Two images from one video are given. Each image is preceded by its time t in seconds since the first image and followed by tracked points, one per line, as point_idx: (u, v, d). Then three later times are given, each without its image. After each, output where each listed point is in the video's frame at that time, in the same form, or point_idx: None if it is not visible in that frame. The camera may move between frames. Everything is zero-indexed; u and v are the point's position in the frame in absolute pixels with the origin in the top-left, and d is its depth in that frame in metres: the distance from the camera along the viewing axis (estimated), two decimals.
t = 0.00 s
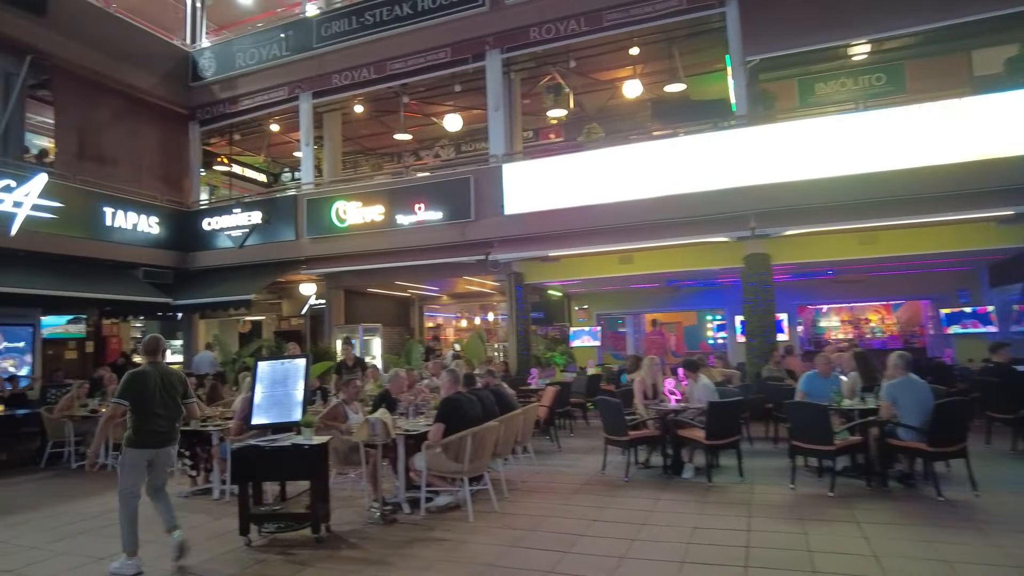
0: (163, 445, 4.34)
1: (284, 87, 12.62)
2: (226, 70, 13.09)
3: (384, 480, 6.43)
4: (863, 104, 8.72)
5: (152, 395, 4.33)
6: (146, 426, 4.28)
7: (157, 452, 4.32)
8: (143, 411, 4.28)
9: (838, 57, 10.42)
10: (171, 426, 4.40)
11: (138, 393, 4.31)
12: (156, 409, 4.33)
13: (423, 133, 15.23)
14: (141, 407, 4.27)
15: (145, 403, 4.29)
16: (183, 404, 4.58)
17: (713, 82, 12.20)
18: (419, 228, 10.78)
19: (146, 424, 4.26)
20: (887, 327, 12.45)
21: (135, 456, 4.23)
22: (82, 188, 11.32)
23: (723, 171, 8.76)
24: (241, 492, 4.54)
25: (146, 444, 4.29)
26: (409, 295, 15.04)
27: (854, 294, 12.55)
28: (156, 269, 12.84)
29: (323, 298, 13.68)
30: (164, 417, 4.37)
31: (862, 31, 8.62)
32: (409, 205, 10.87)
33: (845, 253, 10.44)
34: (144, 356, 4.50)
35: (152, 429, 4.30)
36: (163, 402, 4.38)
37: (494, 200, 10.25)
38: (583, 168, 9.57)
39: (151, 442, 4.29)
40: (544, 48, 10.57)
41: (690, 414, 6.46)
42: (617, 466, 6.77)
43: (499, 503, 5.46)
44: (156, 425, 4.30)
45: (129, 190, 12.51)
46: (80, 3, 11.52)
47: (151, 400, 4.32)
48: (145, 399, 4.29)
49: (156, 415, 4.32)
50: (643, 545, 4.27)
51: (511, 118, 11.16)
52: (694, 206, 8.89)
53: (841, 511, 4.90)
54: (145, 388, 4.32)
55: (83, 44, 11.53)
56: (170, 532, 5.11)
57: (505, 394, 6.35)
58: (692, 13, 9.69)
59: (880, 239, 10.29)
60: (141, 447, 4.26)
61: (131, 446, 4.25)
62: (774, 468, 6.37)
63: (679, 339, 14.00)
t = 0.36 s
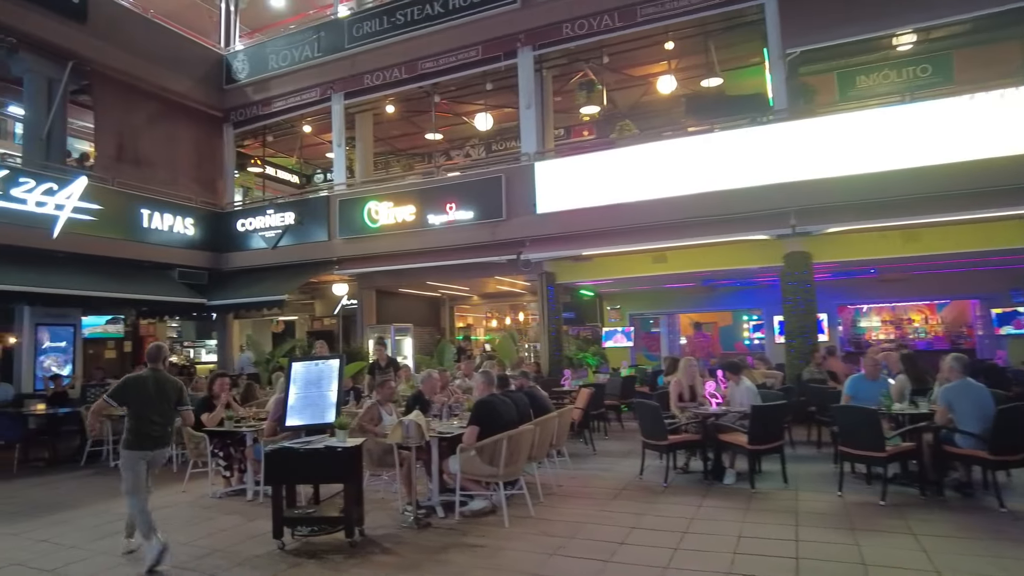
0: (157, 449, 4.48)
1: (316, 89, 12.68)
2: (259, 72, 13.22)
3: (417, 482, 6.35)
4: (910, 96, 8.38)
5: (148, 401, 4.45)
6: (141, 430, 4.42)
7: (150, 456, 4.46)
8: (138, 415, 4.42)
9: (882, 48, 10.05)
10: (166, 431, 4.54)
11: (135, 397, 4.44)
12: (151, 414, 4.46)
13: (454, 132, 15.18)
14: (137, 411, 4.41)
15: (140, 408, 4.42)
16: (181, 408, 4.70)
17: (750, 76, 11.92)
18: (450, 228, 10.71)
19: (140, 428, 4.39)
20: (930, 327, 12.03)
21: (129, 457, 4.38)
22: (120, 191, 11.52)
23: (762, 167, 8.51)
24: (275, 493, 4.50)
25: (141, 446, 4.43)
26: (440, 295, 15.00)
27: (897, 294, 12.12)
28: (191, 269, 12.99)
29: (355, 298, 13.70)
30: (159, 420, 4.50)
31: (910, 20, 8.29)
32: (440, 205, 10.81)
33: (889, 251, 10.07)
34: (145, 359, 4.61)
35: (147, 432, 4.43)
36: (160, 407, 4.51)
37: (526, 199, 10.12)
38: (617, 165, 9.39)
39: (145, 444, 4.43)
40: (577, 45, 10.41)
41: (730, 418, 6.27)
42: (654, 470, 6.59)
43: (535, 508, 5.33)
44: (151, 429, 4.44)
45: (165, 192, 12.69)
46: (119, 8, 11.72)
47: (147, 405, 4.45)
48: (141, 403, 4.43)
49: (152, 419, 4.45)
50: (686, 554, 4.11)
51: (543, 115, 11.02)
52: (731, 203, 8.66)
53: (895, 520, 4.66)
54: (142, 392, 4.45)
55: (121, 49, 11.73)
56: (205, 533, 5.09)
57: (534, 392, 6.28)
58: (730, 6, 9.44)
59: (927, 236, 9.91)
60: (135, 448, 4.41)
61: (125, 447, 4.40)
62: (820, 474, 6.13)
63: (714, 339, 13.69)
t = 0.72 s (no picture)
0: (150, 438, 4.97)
1: (333, 89, 12.64)
2: (277, 73, 13.21)
3: (436, 486, 6.22)
4: (942, 86, 8.10)
5: (140, 393, 5.00)
6: (136, 422, 4.94)
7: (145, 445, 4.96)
8: (133, 407, 4.95)
9: (910, 38, 9.77)
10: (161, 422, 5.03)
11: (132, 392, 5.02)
12: (146, 405, 4.98)
13: (471, 132, 15.06)
14: (132, 404, 4.95)
15: (135, 400, 4.98)
16: (176, 403, 5.21)
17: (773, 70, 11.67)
18: (468, 227, 10.59)
19: (135, 419, 4.92)
20: (962, 327, 11.78)
21: (124, 447, 4.89)
22: (140, 193, 11.57)
23: (787, 162, 8.28)
24: (291, 497, 4.40)
25: (137, 437, 4.94)
26: (459, 295, 14.89)
27: (928, 292, 11.77)
28: (211, 270, 13.00)
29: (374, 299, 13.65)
30: (153, 412, 5.01)
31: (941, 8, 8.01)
32: (458, 204, 10.69)
33: (920, 247, 9.78)
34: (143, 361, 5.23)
35: (142, 422, 4.95)
36: (154, 399, 5.04)
37: (545, 197, 9.97)
38: (637, 162, 9.20)
39: (139, 435, 4.93)
40: (595, 40, 10.23)
41: (758, 421, 6.07)
42: (679, 474, 6.40)
43: (557, 514, 5.17)
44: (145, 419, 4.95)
45: (184, 194, 12.75)
46: (138, 11, 11.77)
47: (142, 397, 5.00)
48: (136, 396, 4.98)
49: (146, 411, 4.98)
50: (716, 562, 3.93)
51: (561, 112, 10.86)
52: (756, 199, 8.45)
53: (936, 528, 4.43)
54: (137, 386, 5.00)
55: (140, 52, 11.79)
56: (221, 537, 5.00)
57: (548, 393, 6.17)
58: None
59: (959, 231, 9.60)
60: (131, 439, 4.92)
61: (122, 438, 4.92)
62: (852, 478, 5.91)
63: (737, 340, 13.65)
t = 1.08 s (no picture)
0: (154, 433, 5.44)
1: (349, 88, 12.59)
2: (293, 73, 13.19)
3: (452, 489, 6.09)
4: (976, 74, 7.79)
5: (143, 391, 5.45)
6: (139, 419, 5.41)
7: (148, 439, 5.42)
8: (137, 405, 5.41)
9: (939, 26, 9.46)
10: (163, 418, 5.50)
11: (136, 391, 5.49)
12: (149, 402, 5.44)
13: (488, 130, 14.92)
14: (136, 402, 5.42)
15: (140, 398, 5.44)
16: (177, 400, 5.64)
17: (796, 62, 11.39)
18: (485, 226, 10.46)
19: (139, 416, 5.38)
20: (994, 324, 11.36)
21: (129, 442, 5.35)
22: (158, 194, 11.59)
23: (812, 155, 8.03)
24: (303, 503, 4.29)
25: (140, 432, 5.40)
26: (476, 295, 14.77)
27: (958, 288, 11.41)
28: (228, 271, 12.97)
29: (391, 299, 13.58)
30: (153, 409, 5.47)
31: None
32: (475, 203, 10.56)
33: (951, 242, 9.47)
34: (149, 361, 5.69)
35: (145, 419, 5.42)
36: (155, 396, 5.49)
37: (562, 194, 9.81)
38: (656, 157, 9.01)
39: (143, 431, 5.39)
40: (613, 34, 10.03)
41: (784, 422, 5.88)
42: (703, 478, 6.21)
43: (577, 519, 5.02)
44: (149, 415, 5.42)
45: (202, 196, 12.80)
46: (155, 13, 11.80)
47: (146, 395, 5.46)
48: (139, 394, 5.44)
49: (148, 408, 5.44)
50: (743, 573, 3.75)
51: (579, 108, 10.69)
52: (780, 193, 8.22)
53: (977, 537, 4.21)
54: (140, 385, 5.46)
55: (157, 54, 11.82)
56: (234, 542, 4.90)
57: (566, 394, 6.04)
58: None
59: (994, 226, 9.27)
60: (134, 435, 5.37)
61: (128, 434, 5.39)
62: (885, 483, 5.67)
63: (759, 339, 13.34)
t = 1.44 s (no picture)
0: (187, 426, 5.84)
1: (371, 85, 12.60)
2: (315, 71, 13.24)
3: (476, 486, 6.05)
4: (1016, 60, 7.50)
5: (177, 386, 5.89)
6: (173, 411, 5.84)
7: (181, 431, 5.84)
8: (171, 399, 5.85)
9: (977, 11, 9.14)
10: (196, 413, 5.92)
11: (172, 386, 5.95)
12: (182, 397, 5.87)
13: (511, 124, 14.84)
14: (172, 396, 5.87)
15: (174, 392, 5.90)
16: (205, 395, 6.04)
17: (825, 51, 11.13)
18: (507, 221, 10.40)
19: (173, 410, 5.82)
20: None
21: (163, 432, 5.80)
22: (184, 192, 11.72)
23: (843, 146, 7.82)
24: (325, 499, 4.27)
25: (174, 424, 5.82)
26: (499, 291, 14.73)
27: (996, 282, 11.04)
28: (254, 268, 13.10)
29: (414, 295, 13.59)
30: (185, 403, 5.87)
31: None
32: (497, 198, 10.49)
33: (988, 234, 9.18)
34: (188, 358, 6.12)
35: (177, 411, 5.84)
36: (187, 392, 5.91)
37: (586, 188, 9.70)
38: (681, 150, 8.86)
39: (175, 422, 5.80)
40: (637, 25, 9.88)
41: (815, 420, 5.73)
42: (731, 476, 6.09)
43: (603, 518, 4.94)
44: (182, 409, 5.83)
45: (228, 194, 12.92)
46: (180, 13, 11.91)
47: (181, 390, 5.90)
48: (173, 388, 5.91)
49: (181, 402, 5.87)
50: None
51: (602, 101, 10.55)
52: (810, 185, 8.02)
53: (1020, 541, 4.04)
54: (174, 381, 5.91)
55: (183, 53, 11.94)
56: (258, 538, 4.91)
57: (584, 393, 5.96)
58: None
59: None
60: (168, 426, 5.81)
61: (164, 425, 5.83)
62: (921, 483, 5.50)
63: (788, 334, 13.13)
